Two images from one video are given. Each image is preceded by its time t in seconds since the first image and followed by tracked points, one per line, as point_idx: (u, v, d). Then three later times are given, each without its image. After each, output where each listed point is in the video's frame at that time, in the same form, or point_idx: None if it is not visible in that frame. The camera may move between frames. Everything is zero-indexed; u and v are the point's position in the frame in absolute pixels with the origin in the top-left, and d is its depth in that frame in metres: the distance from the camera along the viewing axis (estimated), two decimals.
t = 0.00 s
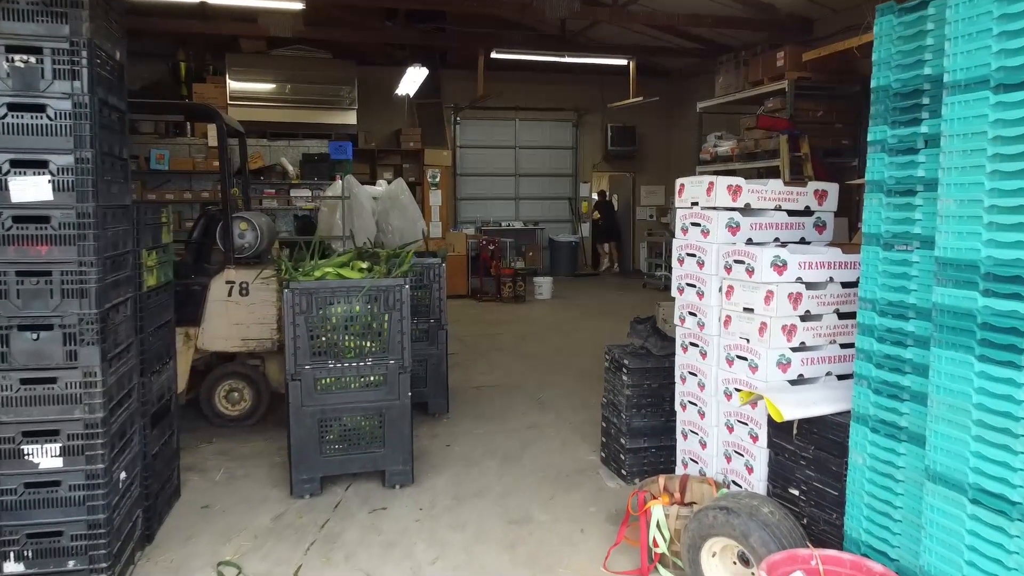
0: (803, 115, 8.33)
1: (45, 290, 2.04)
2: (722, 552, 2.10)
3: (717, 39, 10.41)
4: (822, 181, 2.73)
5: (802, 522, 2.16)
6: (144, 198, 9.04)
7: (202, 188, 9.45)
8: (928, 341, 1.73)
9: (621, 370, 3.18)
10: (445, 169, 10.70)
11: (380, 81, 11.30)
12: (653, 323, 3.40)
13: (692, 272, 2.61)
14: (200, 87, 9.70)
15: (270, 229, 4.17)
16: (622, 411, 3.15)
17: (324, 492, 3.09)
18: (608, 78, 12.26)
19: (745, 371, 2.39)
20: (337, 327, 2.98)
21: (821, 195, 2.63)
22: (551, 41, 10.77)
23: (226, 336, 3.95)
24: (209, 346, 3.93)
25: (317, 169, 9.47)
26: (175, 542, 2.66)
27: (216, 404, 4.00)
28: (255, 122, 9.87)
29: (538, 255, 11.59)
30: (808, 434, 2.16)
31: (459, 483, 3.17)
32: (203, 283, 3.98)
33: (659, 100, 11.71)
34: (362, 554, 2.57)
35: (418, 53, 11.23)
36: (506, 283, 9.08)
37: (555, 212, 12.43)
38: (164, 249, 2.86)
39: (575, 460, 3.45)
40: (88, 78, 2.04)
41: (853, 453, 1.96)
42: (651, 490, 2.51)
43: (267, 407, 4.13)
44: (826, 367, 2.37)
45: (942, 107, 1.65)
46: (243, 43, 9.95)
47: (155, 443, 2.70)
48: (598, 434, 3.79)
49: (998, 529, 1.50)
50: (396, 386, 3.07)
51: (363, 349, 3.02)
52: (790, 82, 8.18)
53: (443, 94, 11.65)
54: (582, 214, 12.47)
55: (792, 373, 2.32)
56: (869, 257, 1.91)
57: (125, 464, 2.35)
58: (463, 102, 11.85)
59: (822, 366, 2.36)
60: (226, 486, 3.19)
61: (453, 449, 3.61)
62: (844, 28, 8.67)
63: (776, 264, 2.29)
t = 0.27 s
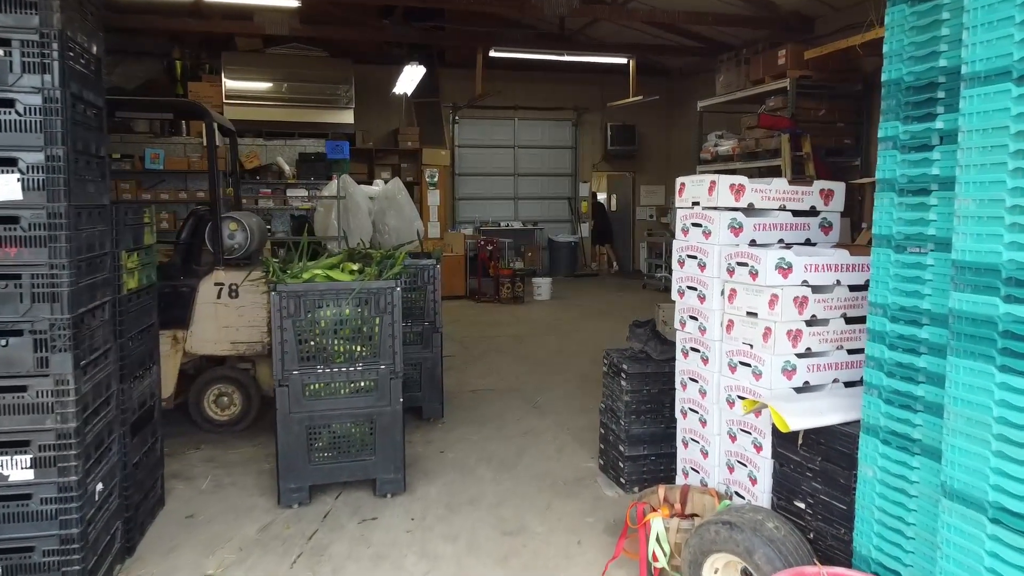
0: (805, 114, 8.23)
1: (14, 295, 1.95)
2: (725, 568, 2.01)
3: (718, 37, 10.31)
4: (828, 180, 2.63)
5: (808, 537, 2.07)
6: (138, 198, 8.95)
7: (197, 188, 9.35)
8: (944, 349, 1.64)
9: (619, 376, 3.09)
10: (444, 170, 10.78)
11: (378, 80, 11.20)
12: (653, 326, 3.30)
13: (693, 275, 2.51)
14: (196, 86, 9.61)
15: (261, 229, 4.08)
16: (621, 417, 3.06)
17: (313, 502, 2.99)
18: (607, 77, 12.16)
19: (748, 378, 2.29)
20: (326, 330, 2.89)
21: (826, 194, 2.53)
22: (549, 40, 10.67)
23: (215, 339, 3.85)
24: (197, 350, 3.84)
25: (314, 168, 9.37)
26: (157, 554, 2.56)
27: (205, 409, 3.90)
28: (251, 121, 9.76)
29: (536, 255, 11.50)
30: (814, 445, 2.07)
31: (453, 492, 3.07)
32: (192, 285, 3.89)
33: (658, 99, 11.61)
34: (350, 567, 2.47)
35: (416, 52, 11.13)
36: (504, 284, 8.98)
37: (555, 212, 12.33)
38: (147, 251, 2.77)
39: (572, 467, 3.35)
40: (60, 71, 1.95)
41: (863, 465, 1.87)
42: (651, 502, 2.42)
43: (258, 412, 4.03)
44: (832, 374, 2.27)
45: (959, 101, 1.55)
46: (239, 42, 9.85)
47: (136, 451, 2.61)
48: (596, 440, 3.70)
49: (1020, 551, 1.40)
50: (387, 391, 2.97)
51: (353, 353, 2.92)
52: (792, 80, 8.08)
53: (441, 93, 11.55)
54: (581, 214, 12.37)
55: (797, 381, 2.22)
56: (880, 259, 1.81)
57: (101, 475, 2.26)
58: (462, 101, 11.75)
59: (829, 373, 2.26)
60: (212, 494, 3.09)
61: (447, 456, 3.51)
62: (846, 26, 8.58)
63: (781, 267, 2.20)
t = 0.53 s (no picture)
0: (808, 112, 8.14)
1: None
2: None
3: (719, 35, 10.21)
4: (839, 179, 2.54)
5: (821, 553, 1.97)
6: (134, 197, 8.86)
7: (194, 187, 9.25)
8: (969, 358, 1.54)
9: (622, 381, 3.00)
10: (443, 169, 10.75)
11: (376, 79, 11.11)
12: (656, 329, 3.21)
13: (699, 277, 2.42)
14: (193, 84, 9.52)
15: (255, 229, 3.99)
16: (623, 424, 2.97)
17: (305, 512, 2.90)
18: (608, 76, 12.07)
19: (758, 386, 2.20)
20: (318, 334, 2.79)
21: (838, 194, 2.44)
22: (549, 38, 10.58)
23: (207, 343, 3.76)
24: (189, 353, 3.74)
25: (313, 168, 9.29)
26: (142, 568, 2.46)
27: (196, 414, 3.80)
28: (248, 119, 9.66)
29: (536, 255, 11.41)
30: (827, 456, 1.98)
31: (451, 501, 2.98)
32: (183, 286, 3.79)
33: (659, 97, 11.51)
34: None
35: (415, 50, 11.03)
36: (504, 284, 8.88)
37: (555, 212, 12.22)
38: (133, 252, 2.67)
39: (573, 475, 3.26)
40: (34, 64, 1.86)
41: (880, 479, 1.77)
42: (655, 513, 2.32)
43: (251, 417, 3.93)
44: (845, 382, 2.18)
45: (987, 93, 1.46)
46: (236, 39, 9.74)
47: (122, 460, 2.51)
48: (598, 446, 3.60)
49: None
50: (382, 398, 2.88)
51: (347, 358, 2.82)
52: (795, 78, 7.98)
53: (440, 92, 11.45)
54: (581, 214, 12.26)
55: (809, 389, 2.13)
56: (899, 262, 1.72)
57: (83, 487, 2.16)
58: (461, 100, 11.65)
59: (841, 381, 2.17)
60: (202, 503, 3.00)
61: (444, 462, 3.42)
62: (850, 23, 8.49)
63: (792, 269, 2.11)
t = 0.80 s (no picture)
0: (812, 111, 8.05)
1: None
2: None
3: (722, 34, 10.12)
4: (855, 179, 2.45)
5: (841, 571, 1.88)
6: (131, 198, 8.77)
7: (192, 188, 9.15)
8: (1005, 369, 1.45)
9: (628, 387, 2.90)
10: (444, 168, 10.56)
11: (375, 79, 11.02)
12: (663, 333, 3.11)
13: (710, 281, 2.33)
14: (191, 84, 9.44)
15: (250, 231, 3.89)
16: (630, 432, 2.88)
17: (301, 522, 2.81)
18: (610, 75, 11.99)
19: (772, 395, 2.11)
20: (315, 340, 2.70)
21: (854, 194, 2.35)
22: (550, 37, 10.49)
23: (202, 347, 3.67)
24: (184, 357, 3.65)
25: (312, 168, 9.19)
26: None
27: (191, 420, 3.70)
28: (247, 119, 9.56)
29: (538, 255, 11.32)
30: (847, 470, 1.89)
31: (452, 512, 2.88)
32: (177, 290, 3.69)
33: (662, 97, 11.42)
34: None
35: (414, 49, 10.94)
36: (505, 285, 8.79)
37: (556, 212, 12.13)
38: (122, 255, 2.58)
39: (578, 483, 3.16)
40: (14, 58, 1.78)
41: (905, 495, 1.68)
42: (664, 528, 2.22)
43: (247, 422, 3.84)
44: (864, 391, 2.09)
45: None
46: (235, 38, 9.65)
47: (110, 471, 2.42)
48: (602, 453, 3.51)
49: None
50: (381, 405, 2.78)
51: (344, 364, 2.73)
52: (800, 77, 7.89)
53: (440, 91, 11.36)
54: (583, 214, 12.17)
55: (826, 398, 2.03)
56: (926, 266, 1.63)
57: (68, 501, 2.07)
58: (462, 99, 11.55)
59: (860, 389, 2.08)
60: (195, 513, 2.90)
61: (445, 470, 3.33)
62: (854, 22, 8.40)
63: (809, 273, 2.01)
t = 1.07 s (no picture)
0: (817, 110, 7.96)
1: None
2: None
3: (725, 32, 10.03)
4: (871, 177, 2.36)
5: None
6: (129, 197, 8.68)
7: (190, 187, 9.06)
8: None
9: (635, 393, 2.82)
10: (443, 168, 10.56)
11: (374, 78, 10.94)
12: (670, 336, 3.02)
13: (723, 283, 2.23)
14: (190, 82, 9.36)
15: (246, 231, 3.81)
16: (636, 438, 2.79)
17: (297, 532, 2.72)
18: (611, 74, 11.91)
19: (788, 403, 2.02)
20: (312, 344, 2.61)
21: (873, 193, 2.26)
22: (552, 34, 10.41)
23: (197, 350, 3.58)
24: (178, 361, 3.56)
25: (311, 167, 9.10)
26: None
27: (185, 425, 3.61)
28: (245, 118, 9.47)
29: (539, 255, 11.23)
30: (868, 482, 1.80)
31: (454, 521, 2.80)
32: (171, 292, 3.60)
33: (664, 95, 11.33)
34: None
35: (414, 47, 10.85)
36: (506, 286, 8.70)
37: (557, 212, 12.05)
38: (111, 256, 2.49)
39: (582, 491, 3.07)
40: None
41: (931, 511, 1.59)
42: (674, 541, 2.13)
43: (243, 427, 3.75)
44: (883, 398, 2.00)
45: None
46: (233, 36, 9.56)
47: (98, 481, 2.32)
48: (606, 459, 3.42)
49: None
50: (380, 411, 2.70)
51: (342, 369, 2.64)
52: (804, 75, 7.81)
53: (441, 90, 11.27)
54: (584, 214, 12.07)
55: (845, 406, 1.94)
56: (955, 269, 1.53)
57: (52, 513, 1.98)
58: (462, 98, 11.47)
59: (879, 397, 1.99)
60: (187, 523, 2.81)
61: (445, 477, 3.24)
62: (859, 19, 8.31)
63: (828, 276, 1.92)
